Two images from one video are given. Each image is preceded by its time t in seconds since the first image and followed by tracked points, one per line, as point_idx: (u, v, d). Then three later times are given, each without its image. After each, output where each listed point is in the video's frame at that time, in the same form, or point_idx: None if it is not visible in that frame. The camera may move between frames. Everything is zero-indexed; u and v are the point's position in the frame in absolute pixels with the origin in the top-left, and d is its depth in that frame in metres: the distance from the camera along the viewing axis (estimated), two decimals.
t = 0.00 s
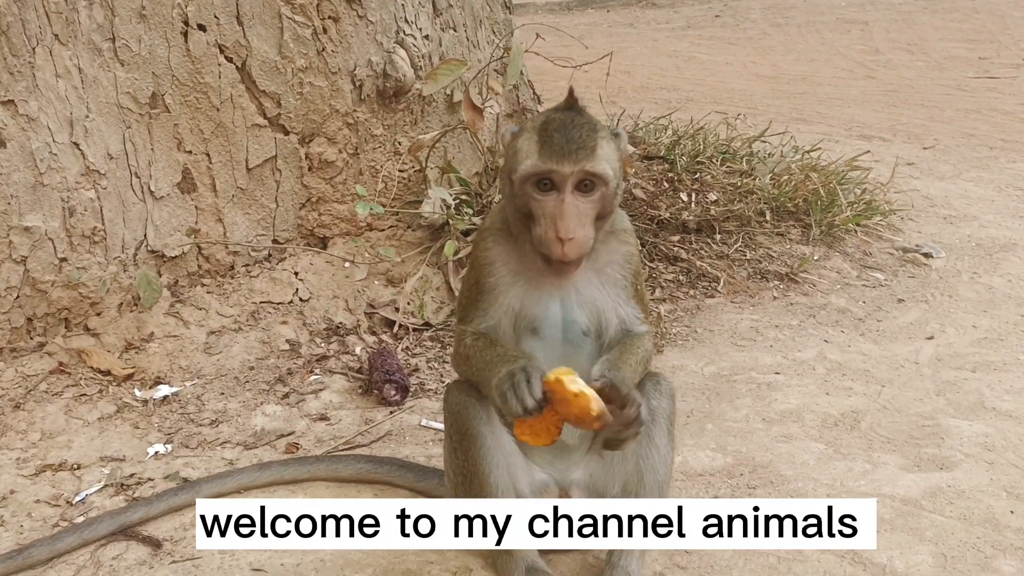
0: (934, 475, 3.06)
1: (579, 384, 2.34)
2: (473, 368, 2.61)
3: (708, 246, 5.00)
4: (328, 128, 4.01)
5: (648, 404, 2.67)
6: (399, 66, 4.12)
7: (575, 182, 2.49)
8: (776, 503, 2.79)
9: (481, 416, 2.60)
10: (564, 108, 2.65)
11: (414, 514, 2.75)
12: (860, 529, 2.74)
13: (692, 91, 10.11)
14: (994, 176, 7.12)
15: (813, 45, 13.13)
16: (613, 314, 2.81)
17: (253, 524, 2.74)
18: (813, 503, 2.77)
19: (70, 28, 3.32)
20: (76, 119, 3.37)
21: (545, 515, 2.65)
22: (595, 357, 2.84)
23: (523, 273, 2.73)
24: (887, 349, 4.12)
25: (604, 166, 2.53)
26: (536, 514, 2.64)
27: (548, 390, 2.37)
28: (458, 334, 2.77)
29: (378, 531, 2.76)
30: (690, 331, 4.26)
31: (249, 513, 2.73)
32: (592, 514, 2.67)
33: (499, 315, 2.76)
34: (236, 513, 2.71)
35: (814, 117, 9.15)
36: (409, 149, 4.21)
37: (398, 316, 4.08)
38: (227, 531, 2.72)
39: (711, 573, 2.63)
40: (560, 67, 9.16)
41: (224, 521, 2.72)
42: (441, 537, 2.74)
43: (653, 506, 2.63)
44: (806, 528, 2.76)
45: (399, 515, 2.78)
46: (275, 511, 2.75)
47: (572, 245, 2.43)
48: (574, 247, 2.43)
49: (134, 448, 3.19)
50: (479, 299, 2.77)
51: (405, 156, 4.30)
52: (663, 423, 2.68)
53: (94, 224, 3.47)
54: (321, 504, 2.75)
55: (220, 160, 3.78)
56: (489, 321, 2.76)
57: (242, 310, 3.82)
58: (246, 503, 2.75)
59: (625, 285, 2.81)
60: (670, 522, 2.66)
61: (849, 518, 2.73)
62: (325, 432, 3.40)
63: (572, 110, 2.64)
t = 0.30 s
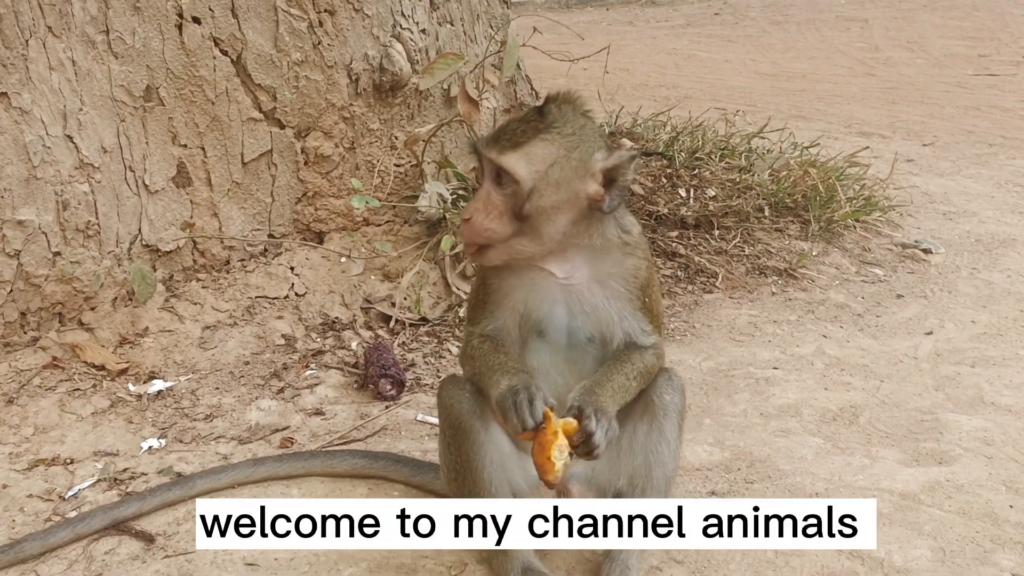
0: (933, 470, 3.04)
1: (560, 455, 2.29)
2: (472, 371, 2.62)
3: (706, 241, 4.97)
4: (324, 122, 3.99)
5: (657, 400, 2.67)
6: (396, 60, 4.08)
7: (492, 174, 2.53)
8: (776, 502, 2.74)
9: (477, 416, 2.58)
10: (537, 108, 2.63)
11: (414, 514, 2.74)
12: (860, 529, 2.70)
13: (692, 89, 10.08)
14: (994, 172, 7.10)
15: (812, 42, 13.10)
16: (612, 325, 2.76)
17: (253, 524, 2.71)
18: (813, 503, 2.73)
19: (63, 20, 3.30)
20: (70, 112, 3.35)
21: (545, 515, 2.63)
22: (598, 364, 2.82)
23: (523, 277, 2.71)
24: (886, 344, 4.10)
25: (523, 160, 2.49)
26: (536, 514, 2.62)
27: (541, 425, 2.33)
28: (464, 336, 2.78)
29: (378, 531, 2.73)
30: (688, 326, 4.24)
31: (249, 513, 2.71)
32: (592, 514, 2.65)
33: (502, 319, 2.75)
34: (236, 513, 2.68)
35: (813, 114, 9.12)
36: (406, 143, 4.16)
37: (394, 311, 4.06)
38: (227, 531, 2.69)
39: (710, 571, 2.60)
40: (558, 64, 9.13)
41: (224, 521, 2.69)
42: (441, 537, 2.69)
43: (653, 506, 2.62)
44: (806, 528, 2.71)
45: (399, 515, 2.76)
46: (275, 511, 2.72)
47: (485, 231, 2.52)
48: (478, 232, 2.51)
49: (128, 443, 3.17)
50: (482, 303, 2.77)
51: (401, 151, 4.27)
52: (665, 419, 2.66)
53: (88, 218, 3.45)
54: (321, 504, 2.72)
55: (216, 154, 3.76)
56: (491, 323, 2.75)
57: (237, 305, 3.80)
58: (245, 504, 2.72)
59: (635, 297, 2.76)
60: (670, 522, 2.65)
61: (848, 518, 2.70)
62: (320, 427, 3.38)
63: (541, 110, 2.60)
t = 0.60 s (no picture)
0: (936, 467, 3.03)
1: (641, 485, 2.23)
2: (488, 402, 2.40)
3: (707, 239, 4.96)
4: (324, 118, 3.97)
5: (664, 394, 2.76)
6: (396, 55, 4.06)
7: (633, 167, 2.11)
8: (776, 502, 2.71)
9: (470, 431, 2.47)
10: (586, 98, 2.32)
11: (414, 514, 2.70)
12: (860, 529, 2.67)
13: (692, 87, 10.07)
14: (995, 170, 7.08)
15: (812, 41, 13.10)
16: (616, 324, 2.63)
17: (253, 524, 2.67)
18: (813, 503, 2.71)
19: (62, 15, 3.29)
20: (68, 108, 3.34)
21: (545, 515, 2.54)
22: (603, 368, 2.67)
23: (528, 290, 2.44)
24: (887, 341, 4.08)
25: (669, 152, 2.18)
26: (536, 514, 2.53)
27: (614, 460, 2.24)
28: (455, 354, 2.53)
29: (378, 531, 2.70)
30: (689, 324, 4.23)
31: (249, 513, 2.67)
32: (592, 514, 2.58)
33: (503, 335, 2.49)
34: (236, 513, 2.65)
35: (814, 112, 9.11)
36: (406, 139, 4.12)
37: (394, 308, 4.03)
38: (227, 531, 2.67)
39: (711, 569, 2.59)
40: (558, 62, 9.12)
41: (225, 521, 2.67)
42: (442, 537, 2.59)
43: (653, 507, 2.56)
44: (806, 528, 2.69)
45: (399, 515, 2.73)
46: (275, 511, 2.68)
47: (612, 240, 2.20)
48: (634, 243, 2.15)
49: (127, 440, 3.15)
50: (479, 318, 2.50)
51: (402, 147, 4.25)
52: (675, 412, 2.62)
53: (87, 214, 3.44)
54: (321, 504, 2.69)
55: (215, 150, 3.74)
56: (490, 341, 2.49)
57: (237, 302, 3.78)
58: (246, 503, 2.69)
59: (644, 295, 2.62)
60: (670, 522, 2.63)
61: (848, 518, 2.68)
62: (320, 424, 3.36)
63: (604, 100, 2.27)
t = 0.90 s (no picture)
0: (932, 465, 3.04)
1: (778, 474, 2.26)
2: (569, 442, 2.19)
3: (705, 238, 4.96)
4: (321, 117, 3.97)
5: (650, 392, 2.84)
6: (394, 55, 4.06)
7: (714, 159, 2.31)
8: (776, 502, 2.68)
9: (492, 448, 2.38)
10: (644, 103, 2.31)
11: (414, 514, 2.68)
12: (860, 529, 2.66)
13: (691, 86, 10.07)
14: (994, 169, 7.08)
15: (812, 40, 13.09)
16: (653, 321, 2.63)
17: (253, 524, 2.68)
18: (814, 503, 2.69)
19: (60, 14, 3.29)
20: (65, 107, 3.34)
21: (545, 515, 2.46)
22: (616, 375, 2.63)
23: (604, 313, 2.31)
24: (885, 340, 4.08)
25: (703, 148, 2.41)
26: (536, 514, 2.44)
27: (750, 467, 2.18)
28: (504, 397, 2.27)
29: (379, 531, 2.69)
30: (686, 323, 4.23)
31: (249, 513, 2.68)
32: (592, 514, 2.56)
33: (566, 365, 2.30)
34: (236, 513, 2.66)
35: (813, 111, 9.11)
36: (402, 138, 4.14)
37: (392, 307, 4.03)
38: (227, 531, 2.67)
39: (707, 568, 2.59)
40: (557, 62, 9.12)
41: (225, 521, 2.68)
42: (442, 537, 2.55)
43: (654, 506, 2.60)
44: (806, 528, 2.68)
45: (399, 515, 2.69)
46: (275, 511, 2.68)
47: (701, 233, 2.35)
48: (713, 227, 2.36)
49: (124, 438, 3.16)
50: (539, 352, 2.28)
51: (399, 147, 4.25)
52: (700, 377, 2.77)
53: (84, 213, 3.45)
54: (321, 504, 2.68)
55: (212, 149, 3.74)
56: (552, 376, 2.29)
57: (234, 301, 3.79)
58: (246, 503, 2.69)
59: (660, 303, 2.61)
60: (670, 522, 2.65)
61: (848, 518, 2.66)
62: (317, 422, 3.36)
63: (657, 102, 2.33)
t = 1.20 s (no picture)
0: (924, 467, 3.03)
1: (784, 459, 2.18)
2: (564, 437, 2.22)
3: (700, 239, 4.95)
4: (315, 118, 3.97)
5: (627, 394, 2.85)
6: (387, 56, 4.06)
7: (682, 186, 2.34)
8: (777, 502, 2.67)
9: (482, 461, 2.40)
10: (631, 104, 2.40)
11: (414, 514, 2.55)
12: (861, 529, 2.65)
13: (689, 87, 10.06)
14: (991, 169, 7.07)
15: (810, 40, 13.08)
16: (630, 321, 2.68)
17: (253, 524, 2.66)
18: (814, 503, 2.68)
19: (52, 15, 3.29)
20: (57, 108, 3.34)
21: (545, 514, 2.44)
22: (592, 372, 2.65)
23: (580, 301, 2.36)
24: (879, 341, 4.08)
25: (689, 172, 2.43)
26: (536, 513, 2.43)
27: (750, 452, 2.17)
28: (494, 401, 2.28)
29: (379, 531, 2.68)
30: (681, 324, 4.23)
31: (249, 513, 2.65)
32: (592, 514, 2.55)
33: (551, 360, 2.33)
34: (236, 513, 2.63)
35: (810, 112, 9.10)
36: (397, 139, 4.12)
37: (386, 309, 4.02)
38: (227, 531, 2.65)
39: (697, 570, 2.60)
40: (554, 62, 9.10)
41: (224, 521, 2.65)
42: (441, 537, 2.41)
43: (653, 507, 2.59)
44: (806, 528, 2.67)
45: (399, 515, 2.64)
46: (275, 512, 2.66)
47: (645, 249, 2.40)
48: (661, 256, 2.40)
49: (116, 440, 3.16)
50: (524, 348, 2.31)
51: (393, 147, 4.24)
52: (678, 377, 2.86)
53: (77, 215, 3.45)
54: (321, 504, 2.66)
55: (206, 150, 3.74)
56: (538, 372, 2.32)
57: (228, 302, 3.78)
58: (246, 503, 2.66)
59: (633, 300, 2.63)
60: (670, 522, 2.65)
61: (848, 518, 2.65)
62: (309, 424, 3.36)
63: (645, 109, 2.40)
